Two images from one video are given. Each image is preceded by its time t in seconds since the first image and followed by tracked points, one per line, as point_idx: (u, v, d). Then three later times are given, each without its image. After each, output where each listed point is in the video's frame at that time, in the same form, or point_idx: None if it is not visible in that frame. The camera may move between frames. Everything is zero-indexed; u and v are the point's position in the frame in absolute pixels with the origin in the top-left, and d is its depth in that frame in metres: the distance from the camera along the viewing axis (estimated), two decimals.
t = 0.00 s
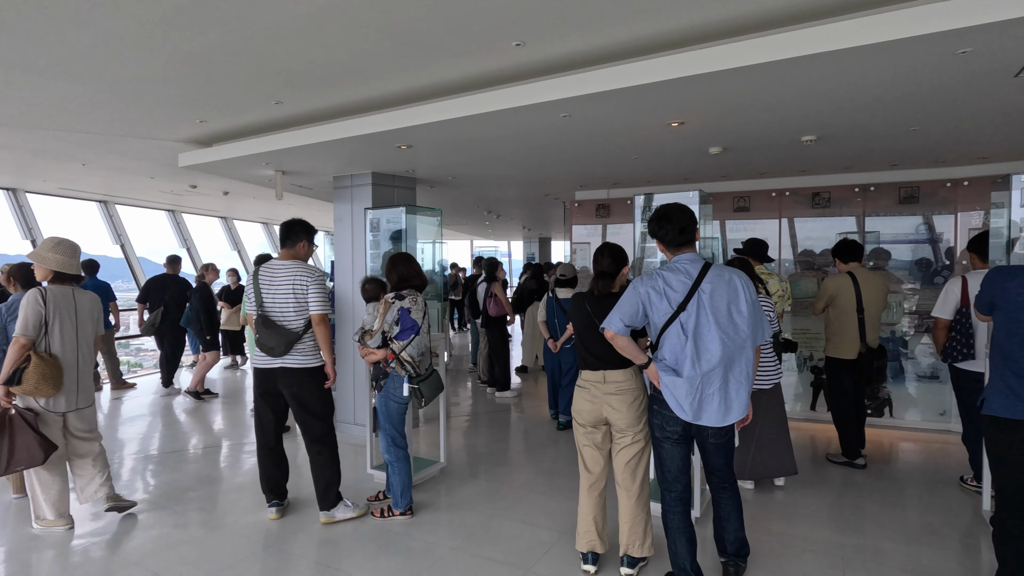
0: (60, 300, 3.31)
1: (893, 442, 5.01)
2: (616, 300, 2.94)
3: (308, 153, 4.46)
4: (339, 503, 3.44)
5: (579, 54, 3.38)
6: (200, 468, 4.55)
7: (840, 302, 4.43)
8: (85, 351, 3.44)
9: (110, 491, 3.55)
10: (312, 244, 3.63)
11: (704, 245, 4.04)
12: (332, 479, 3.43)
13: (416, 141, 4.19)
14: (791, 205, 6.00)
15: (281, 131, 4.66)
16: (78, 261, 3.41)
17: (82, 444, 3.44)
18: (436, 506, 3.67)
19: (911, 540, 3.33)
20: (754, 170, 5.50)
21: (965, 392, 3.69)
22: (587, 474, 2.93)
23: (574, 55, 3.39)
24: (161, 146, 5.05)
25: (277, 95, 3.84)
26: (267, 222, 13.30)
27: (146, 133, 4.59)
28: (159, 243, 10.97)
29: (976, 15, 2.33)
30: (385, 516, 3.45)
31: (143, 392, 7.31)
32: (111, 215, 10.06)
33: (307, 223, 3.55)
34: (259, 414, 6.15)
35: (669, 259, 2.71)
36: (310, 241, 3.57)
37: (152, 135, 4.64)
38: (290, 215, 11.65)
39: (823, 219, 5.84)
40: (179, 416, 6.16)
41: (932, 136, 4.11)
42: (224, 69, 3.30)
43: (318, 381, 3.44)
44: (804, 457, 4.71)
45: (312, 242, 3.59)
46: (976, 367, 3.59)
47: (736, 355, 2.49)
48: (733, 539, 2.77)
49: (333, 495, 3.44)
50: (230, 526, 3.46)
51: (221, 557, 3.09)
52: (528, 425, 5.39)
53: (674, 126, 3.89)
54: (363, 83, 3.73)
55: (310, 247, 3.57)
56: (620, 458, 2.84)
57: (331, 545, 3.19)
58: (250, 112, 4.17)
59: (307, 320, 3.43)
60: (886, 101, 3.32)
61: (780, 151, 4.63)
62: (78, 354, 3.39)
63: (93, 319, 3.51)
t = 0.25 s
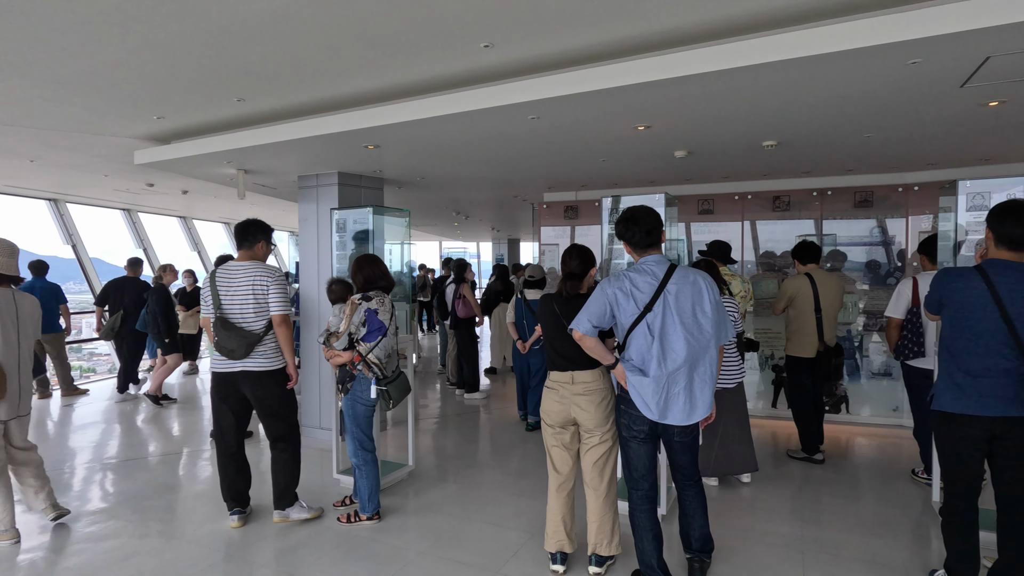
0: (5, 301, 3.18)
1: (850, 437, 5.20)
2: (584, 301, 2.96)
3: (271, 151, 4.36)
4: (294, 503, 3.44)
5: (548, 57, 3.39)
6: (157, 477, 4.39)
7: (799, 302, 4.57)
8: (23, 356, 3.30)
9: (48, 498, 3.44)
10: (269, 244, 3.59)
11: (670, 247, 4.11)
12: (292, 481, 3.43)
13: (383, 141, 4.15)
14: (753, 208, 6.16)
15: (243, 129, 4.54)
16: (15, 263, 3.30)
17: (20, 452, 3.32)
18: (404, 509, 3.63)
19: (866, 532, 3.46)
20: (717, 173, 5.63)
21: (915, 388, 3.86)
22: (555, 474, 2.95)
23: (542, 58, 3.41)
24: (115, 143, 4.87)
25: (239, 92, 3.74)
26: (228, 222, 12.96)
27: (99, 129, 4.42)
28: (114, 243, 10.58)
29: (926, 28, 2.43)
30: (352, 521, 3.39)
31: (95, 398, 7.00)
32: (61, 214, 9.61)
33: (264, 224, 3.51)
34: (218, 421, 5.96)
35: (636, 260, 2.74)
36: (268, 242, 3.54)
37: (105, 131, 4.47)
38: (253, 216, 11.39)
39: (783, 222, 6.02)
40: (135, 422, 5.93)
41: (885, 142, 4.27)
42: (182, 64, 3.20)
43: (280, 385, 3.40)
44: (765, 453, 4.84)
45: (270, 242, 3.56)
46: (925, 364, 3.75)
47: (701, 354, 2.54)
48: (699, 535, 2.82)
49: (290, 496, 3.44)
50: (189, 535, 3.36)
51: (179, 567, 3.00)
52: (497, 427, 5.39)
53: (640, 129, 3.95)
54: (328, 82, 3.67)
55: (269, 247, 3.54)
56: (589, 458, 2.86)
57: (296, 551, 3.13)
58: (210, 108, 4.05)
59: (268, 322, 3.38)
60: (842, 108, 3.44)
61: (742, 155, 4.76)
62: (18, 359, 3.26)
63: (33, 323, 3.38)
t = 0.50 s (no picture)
0: None
1: (795, 433, 5.41)
2: (541, 302, 2.98)
3: (218, 149, 4.21)
4: (230, 507, 3.45)
5: (505, 59, 3.40)
6: (93, 490, 4.15)
7: (747, 303, 4.73)
8: None
9: None
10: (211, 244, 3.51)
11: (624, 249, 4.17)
12: (231, 484, 3.42)
13: (338, 140, 4.06)
14: (704, 211, 6.35)
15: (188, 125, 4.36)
16: None
17: None
18: (358, 516, 3.56)
19: (810, 523, 3.61)
20: (670, 177, 5.77)
21: (854, 385, 4.05)
22: (513, 476, 2.95)
23: (499, 60, 3.41)
24: (48, 137, 4.59)
25: (184, 87, 3.59)
26: (173, 222, 12.42)
27: (29, 122, 4.16)
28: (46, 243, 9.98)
29: (864, 42, 2.56)
30: (305, 530, 3.30)
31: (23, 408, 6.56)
32: None
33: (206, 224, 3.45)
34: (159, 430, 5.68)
35: (591, 262, 2.78)
36: (209, 242, 3.46)
37: (36, 124, 4.21)
38: (199, 215, 10.96)
39: (733, 225, 6.23)
40: (67, 434, 5.58)
41: (826, 150, 4.48)
42: (121, 56, 3.05)
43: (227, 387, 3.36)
44: (716, 450, 4.99)
45: (212, 243, 3.48)
46: (863, 362, 3.95)
47: (655, 355, 2.59)
48: (653, 532, 2.88)
49: (227, 500, 3.44)
50: (128, 551, 3.20)
51: None
52: (455, 429, 5.36)
53: (596, 133, 4.00)
54: (279, 78, 3.57)
55: (212, 248, 3.48)
56: (546, 459, 2.88)
57: (245, 563, 3.02)
58: (152, 103, 3.88)
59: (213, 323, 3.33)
60: (787, 116, 3.58)
61: (694, 160, 4.89)
62: None
63: None
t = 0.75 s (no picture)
0: None
1: (744, 429, 5.61)
2: (497, 304, 2.98)
3: (161, 144, 4.03)
4: (164, 508, 3.44)
5: (462, 60, 3.39)
6: (20, 505, 3.89)
7: (699, 303, 4.87)
8: None
9: None
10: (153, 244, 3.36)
11: (580, 252, 4.19)
12: (165, 486, 3.40)
13: (289, 138, 3.96)
14: (658, 214, 6.50)
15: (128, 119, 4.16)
16: None
17: None
18: (311, 524, 3.47)
19: (757, 515, 3.74)
20: (625, 181, 5.89)
21: (798, 381, 4.23)
22: (470, 478, 2.94)
23: (455, 61, 3.40)
24: None
25: (123, 78, 3.42)
26: (112, 221, 11.80)
27: None
28: None
29: (806, 53, 2.68)
30: (255, 541, 3.18)
31: None
32: None
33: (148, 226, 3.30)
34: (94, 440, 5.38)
35: (547, 264, 2.80)
36: (151, 243, 3.31)
37: None
38: (141, 214, 10.45)
39: (685, 228, 6.40)
40: None
41: (771, 157, 4.66)
42: (52, 43, 2.87)
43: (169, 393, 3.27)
44: (669, 447, 5.11)
45: (155, 244, 3.34)
46: (806, 360, 4.13)
47: (609, 355, 2.63)
48: (608, 529, 2.93)
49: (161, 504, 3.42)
50: (60, 569, 3.01)
51: None
52: (412, 433, 5.29)
53: (552, 136, 4.04)
54: (227, 73, 3.45)
55: (155, 249, 3.34)
56: (502, 461, 2.88)
57: None
58: (88, 94, 3.68)
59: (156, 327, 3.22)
60: (735, 123, 3.71)
61: (648, 164, 5.00)
62: None
63: None
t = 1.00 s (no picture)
0: None
1: (695, 426, 5.76)
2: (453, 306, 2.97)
3: (97, 138, 3.82)
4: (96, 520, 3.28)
5: (417, 61, 3.36)
6: None
7: (653, 304, 4.97)
8: None
9: None
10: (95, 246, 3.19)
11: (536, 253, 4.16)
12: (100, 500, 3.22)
13: (237, 135, 3.82)
14: (613, 217, 6.61)
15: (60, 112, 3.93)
16: None
17: None
18: (260, 534, 3.36)
19: (709, 510, 3.85)
20: (581, 184, 5.96)
21: (746, 379, 4.38)
22: (426, 482, 2.91)
23: (410, 61, 3.36)
24: None
25: (54, 68, 3.23)
26: (44, 219, 11.11)
27: None
28: None
29: (751, 62, 2.78)
30: (200, 553, 3.05)
31: None
32: None
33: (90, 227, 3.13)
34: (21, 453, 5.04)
35: (503, 266, 2.81)
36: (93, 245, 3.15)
37: None
38: (76, 212, 9.88)
39: (639, 230, 6.53)
40: None
41: (721, 162, 4.81)
42: None
43: (106, 403, 3.12)
44: (624, 446, 5.20)
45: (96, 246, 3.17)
46: (753, 358, 4.28)
47: (564, 356, 2.65)
48: (565, 529, 2.95)
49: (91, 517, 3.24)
50: None
51: None
52: (367, 438, 5.20)
53: (508, 138, 4.05)
54: (170, 65, 3.30)
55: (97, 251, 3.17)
56: (459, 463, 2.86)
57: None
58: (15, 84, 3.45)
59: (96, 333, 3.07)
60: (686, 129, 3.82)
61: (603, 167, 5.09)
62: None
63: None
